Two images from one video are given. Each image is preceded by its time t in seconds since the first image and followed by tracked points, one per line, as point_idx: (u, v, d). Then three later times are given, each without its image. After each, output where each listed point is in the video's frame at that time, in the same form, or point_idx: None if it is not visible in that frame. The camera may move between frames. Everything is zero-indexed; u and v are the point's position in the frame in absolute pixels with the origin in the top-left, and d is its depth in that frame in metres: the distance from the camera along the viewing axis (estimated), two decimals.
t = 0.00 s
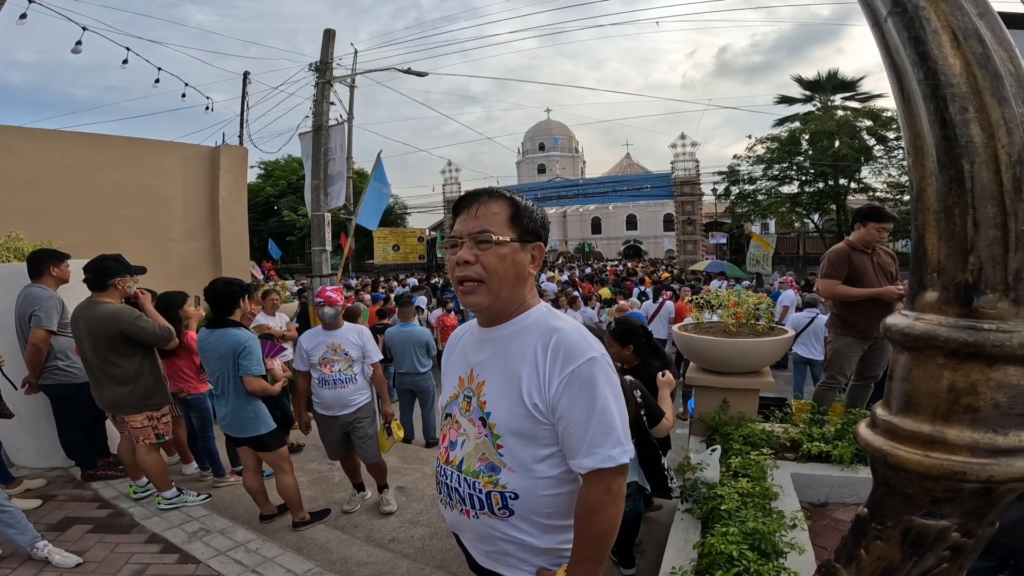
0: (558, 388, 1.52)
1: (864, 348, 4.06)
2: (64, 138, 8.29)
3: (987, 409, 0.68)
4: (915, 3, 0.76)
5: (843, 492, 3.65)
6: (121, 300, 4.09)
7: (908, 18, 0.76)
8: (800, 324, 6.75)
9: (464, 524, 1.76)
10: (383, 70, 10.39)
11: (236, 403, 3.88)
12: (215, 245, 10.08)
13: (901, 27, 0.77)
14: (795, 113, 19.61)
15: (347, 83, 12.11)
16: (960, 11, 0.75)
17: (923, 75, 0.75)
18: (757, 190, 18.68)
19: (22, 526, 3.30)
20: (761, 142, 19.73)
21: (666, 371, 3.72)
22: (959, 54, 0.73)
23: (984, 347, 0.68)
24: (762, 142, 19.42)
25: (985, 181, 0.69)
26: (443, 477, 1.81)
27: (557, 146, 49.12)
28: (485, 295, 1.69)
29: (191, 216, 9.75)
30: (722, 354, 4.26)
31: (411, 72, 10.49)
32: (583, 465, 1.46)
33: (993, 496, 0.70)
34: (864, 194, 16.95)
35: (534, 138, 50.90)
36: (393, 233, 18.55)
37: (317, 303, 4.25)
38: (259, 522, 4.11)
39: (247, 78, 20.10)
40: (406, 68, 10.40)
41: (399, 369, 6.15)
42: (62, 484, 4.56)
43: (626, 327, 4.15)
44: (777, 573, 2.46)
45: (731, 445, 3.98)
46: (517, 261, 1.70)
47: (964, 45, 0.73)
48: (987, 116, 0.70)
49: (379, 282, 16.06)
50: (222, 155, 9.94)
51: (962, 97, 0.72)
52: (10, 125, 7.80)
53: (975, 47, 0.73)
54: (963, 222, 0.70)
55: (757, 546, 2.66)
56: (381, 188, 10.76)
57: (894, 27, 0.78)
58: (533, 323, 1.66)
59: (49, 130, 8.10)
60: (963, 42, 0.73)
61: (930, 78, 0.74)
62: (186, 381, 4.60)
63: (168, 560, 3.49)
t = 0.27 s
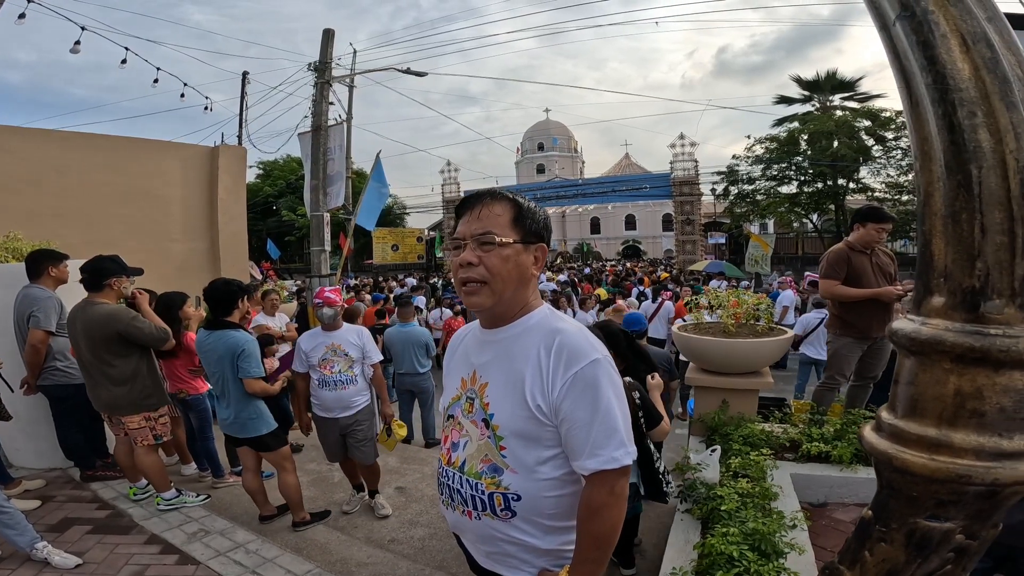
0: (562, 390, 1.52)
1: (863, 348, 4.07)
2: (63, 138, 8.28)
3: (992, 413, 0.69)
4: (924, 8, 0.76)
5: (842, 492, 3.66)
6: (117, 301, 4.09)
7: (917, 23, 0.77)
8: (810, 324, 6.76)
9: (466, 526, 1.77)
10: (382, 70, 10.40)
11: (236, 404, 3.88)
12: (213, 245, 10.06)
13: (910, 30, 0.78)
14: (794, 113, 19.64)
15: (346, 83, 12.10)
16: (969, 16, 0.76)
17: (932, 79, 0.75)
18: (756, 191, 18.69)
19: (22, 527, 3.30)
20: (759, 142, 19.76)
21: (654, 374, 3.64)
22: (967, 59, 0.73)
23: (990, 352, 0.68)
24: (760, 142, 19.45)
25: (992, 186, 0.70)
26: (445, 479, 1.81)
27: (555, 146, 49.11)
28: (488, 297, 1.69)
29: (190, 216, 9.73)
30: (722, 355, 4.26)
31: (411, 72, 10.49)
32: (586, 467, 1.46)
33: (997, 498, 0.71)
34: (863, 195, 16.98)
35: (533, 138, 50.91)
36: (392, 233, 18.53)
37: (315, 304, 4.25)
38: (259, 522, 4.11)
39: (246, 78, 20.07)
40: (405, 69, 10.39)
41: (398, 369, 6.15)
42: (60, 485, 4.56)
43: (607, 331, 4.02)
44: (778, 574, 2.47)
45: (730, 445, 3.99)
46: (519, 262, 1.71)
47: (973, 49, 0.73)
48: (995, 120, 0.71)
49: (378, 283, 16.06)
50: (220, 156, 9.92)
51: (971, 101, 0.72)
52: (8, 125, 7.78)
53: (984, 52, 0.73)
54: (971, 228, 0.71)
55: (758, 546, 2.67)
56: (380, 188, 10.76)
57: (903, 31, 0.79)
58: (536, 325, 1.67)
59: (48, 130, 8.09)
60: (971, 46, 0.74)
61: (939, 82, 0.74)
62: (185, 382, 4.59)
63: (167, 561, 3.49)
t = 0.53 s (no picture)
0: (563, 390, 1.52)
1: (862, 348, 4.07)
2: (61, 138, 8.25)
3: (999, 415, 0.69)
4: (931, 7, 0.76)
5: (842, 493, 3.66)
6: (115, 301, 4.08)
7: (924, 22, 0.77)
8: (817, 325, 6.81)
9: (467, 526, 1.76)
10: (381, 70, 10.38)
11: (236, 404, 3.87)
12: (211, 245, 10.04)
13: (917, 30, 0.77)
14: (792, 113, 19.65)
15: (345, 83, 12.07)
16: (977, 16, 0.76)
17: (939, 79, 0.75)
18: (755, 191, 18.70)
19: (19, 528, 3.29)
20: (758, 143, 19.77)
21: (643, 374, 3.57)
22: (975, 58, 0.73)
23: (998, 353, 0.68)
24: (759, 142, 19.47)
25: (1000, 186, 0.70)
26: (446, 480, 1.81)
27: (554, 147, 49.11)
28: (489, 297, 1.69)
29: (188, 216, 9.72)
30: (721, 355, 4.26)
31: (410, 72, 10.48)
32: (588, 467, 1.46)
33: (1004, 499, 0.71)
34: (862, 195, 16.99)
35: (531, 138, 50.90)
36: (391, 232, 18.50)
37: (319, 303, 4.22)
38: (258, 523, 4.10)
39: (244, 77, 20.02)
40: (404, 68, 10.37)
41: (398, 370, 6.15)
42: (58, 486, 4.54)
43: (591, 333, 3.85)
44: (778, 574, 2.46)
45: (730, 446, 3.99)
46: (520, 263, 1.70)
47: (981, 49, 0.73)
48: (1003, 121, 0.71)
49: (376, 283, 16.04)
50: (219, 156, 9.91)
51: (978, 101, 0.72)
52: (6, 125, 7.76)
53: (992, 51, 0.73)
54: (979, 228, 0.70)
55: (758, 547, 2.67)
56: (379, 188, 10.75)
57: (909, 30, 0.78)
58: (537, 325, 1.66)
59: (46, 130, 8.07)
60: (980, 46, 0.73)
61: (946, 82, 0.74)
62: (183, 383, 4.57)
63: (166, 562, 3.48)
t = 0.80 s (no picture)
0: (562, 390, 1.52)
1: (860, 348, 4.07)
2: (58, 138, 8.24)
3: (999, 416, 0.69)
4: (932, 7, 0.76)
5: (841, 492, 3.66)
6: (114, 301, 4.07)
7: (924, 22, 0.76)
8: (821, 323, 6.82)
9: (466, 527, 1.76)
10: (380, 70, 10.36)
11: (236, 405, 3.87)
12: (210, 245, 10.03)
13: (918, 30, 0.77)
14: (791, 113, 19.65)
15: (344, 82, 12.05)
16: (977, 16, 0.76)
17: (939, 79, 0.74)
18: (754, 191, 18.70)
19: (18, 528, 3.28)
20: (757, 143, 19.77)
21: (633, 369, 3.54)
22: (976, 58, 0.73)
23: (999, 355, 0.68)
24: (758, 142, 19.47)
25: (1000, 186, 0.70)
26: (445, 480, 1.81)
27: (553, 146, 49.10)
28: (487, 298, 1.69)
29: (186, 216, 9.70)
30: (720, 355, 4.27)
31: (408, 72, 10.45)
32: (588, 467, 1.46)
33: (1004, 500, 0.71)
34: (860, 195, 17.00)
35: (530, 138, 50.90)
36: (389, 232, 18.47)
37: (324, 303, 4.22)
38: (257, 523, 4.09)
39: (242, 76, 19.97)
40: (403, 68, 10.36)
41: (397, 370, 6.14)
42: (57, 486, 4.53)
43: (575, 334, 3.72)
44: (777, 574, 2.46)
45: (729, 446, 3.99)
46: (518, 263, 1.70)
47: (982, 49, 0.73)
48: (1004, 121, 0.71)
49: (375, 283, 16.03)
50: (217, 155, 9.89)
51: (979, 101, 0.72)
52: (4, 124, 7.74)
53: (992, 52, 0.73)
54: (979, 229, 0.70)
55: (757, 547, 2.67)
56: (378, 188, 10.74)
57: (910, 30, 0.78)
58: (536, 325, 1.66)
59: (44, 130, 8.05)
60: (981, 46, 0.73)
61: (946, 82, 0.74)
62: (182, 383, 4.56)
63: (165, 562, 3.47)
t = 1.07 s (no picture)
0: (560, 391, 1.52)
1: (859, 348, 4.07)
2: (57, 137, 8.23)
3: (997, 417, 0.69)
4: (929, 7, 0.76)
5: (840, 492, 3.67)
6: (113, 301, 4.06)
7: (922, 22, 0.77)
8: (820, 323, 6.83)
9: (464, 527, 1.76)
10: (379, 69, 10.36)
11: (233, 406, 3.87)
12: (209, 245, 10.02)
13: (915, 30, 0.77)
14: (790, 113, 19.66)
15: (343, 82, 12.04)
16: (975, 16, 0.76)
17: (937, 79, 0.75)
18: (753, 190, 18.72)
19: (16, 528, 3.28)
20: (756, 143, 19.78)
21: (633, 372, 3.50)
22: (974, 59, 0.73)
23: (995, 355, 0.68)
24: (757, 142, 19.47)
25: (997, 187, 0.70)
26: (444, 480, 1.81)
27: (552, 146, 49.08)
28: (485, 298, 1.69)
29: (185, 216, 9.69)
30: (719, 355, 4.27)
31: (407, 72, 10.45)
32: (586, 468, 1.46)
33: (1000, 501, 0.71)
34: (859, 195, 17.02)
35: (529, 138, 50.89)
36: (388, 232, 18.45)
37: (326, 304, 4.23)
38: (255, 523, 4.09)
39: (241, 76, 19.95)
40: (402, 68, 10.36)
41: (395, 369, 6.14)
42: (55, 486, 4.53)
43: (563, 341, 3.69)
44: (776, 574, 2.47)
45: (727, 446, 4.00)
46: (516, 263, 1.70)
47: (980, 49, 0.73)
48: (1001, 121, 0.71)
49: (374, 282, 16.03)
50: (216, 155, 9.88)
51: (976, 102, 0.72)
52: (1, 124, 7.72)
53: (990, 52, 0.73)
54: (976, 231, 0.71)
55: (755, 547, 2.67)
56: (377, 187, 10.73)
57: (908, 30, 0.78)
58: (533, 326, 1.66)
59: (43, 130, 8.04)
60: (978, 46, 0.74)
61: (944, 82, 0.74)
62: (181, 383, 4.55)
63: (163, 562, 3.47)
